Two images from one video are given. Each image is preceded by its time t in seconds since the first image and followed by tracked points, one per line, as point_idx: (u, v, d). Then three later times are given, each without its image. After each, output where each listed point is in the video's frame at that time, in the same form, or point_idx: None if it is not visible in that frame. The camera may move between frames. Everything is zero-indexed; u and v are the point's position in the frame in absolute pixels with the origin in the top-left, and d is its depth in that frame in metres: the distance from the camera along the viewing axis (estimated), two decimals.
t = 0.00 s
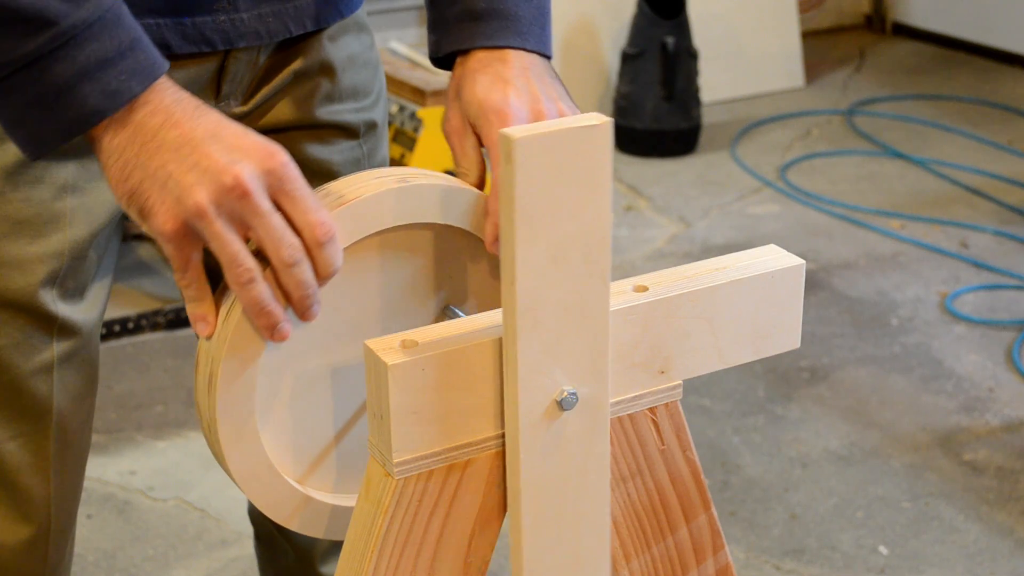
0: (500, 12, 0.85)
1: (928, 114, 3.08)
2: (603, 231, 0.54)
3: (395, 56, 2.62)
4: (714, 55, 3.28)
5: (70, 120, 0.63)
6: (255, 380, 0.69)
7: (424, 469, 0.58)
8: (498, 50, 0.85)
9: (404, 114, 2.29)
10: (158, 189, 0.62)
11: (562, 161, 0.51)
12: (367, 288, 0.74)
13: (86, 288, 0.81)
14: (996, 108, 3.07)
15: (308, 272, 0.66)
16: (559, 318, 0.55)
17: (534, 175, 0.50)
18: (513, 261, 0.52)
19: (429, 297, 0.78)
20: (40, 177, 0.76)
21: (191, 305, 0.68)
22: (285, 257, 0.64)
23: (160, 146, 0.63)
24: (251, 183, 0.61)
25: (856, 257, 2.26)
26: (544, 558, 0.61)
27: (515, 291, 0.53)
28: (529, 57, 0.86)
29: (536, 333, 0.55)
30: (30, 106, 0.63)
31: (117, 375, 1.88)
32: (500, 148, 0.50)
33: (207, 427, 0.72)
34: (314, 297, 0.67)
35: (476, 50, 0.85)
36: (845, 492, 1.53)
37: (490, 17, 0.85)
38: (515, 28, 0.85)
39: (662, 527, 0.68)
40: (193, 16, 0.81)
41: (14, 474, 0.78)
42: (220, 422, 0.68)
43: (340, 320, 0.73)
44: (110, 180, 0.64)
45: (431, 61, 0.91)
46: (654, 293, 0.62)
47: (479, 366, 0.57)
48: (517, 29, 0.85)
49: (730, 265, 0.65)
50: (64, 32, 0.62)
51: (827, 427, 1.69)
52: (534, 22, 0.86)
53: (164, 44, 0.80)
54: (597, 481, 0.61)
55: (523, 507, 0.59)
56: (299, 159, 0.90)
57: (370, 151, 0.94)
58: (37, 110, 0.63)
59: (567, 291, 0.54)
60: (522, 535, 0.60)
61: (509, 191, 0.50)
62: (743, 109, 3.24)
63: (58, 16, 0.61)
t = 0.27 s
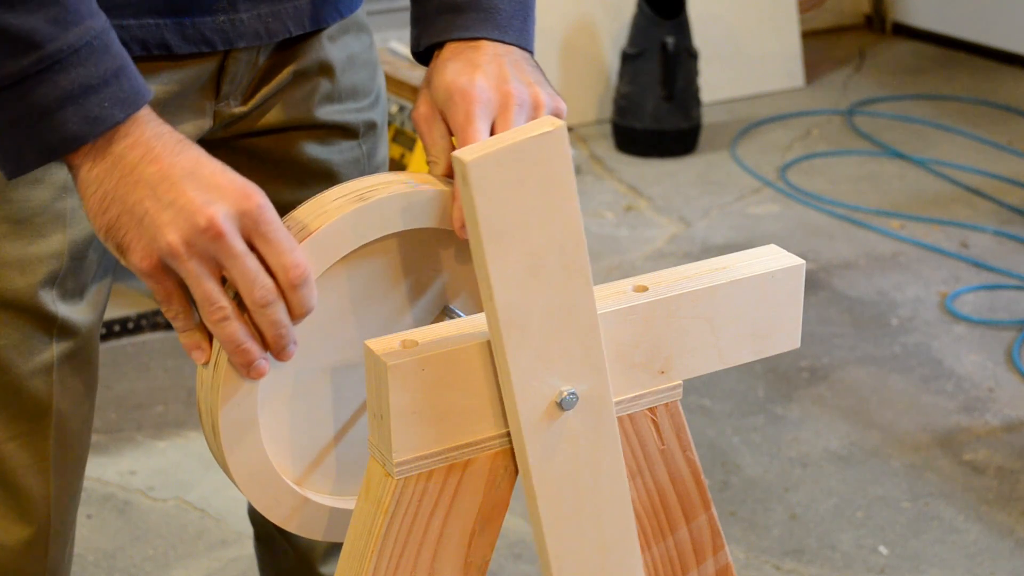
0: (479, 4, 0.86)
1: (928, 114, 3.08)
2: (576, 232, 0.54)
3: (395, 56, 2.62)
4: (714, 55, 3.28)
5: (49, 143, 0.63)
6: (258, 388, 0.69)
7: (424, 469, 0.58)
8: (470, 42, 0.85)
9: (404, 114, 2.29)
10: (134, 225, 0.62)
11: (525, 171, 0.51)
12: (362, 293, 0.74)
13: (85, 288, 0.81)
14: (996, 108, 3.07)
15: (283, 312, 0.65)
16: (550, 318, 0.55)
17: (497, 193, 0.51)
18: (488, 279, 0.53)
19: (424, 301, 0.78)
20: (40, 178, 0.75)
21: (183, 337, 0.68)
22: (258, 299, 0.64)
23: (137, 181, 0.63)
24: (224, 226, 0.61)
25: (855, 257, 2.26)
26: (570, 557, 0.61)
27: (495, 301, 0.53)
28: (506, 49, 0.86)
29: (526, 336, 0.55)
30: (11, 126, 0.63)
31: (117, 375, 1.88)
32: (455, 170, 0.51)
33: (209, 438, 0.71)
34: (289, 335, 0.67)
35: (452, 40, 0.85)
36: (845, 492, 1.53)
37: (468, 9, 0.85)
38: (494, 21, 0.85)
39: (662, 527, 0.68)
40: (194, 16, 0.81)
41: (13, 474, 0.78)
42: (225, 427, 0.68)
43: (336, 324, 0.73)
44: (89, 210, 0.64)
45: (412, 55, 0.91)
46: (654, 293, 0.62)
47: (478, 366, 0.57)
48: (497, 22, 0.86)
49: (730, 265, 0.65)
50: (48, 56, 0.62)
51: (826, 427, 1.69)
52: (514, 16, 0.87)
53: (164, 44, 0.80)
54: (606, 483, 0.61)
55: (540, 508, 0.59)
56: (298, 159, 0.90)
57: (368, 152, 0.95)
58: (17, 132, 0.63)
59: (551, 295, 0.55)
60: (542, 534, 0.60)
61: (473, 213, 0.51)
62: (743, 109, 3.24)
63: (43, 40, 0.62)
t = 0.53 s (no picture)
0: (477, 7, 0.85)
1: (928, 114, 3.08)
2: (577, 232, 0.54)
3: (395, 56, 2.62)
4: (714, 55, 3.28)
5: (49, 139, 0.63)
6: (256, 383, 0.69)
7: (424, 469, 0.58)
8: (468, 43, 0.85)
9: (403, 114, 2.29)
10: (136, 219, 0.62)
11: (524, 172, 0.51)
12: (361, 290, 0.74)
13: (86, 288, 0.81)
14: (997, 108, 3.07)
15: (282, 309, 0.65)
16: (549, 318, 0.55)
17: (497, 192, 0.51)
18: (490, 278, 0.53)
19: (423, 299, 0.78)
20: (40, 177, 0.76)
21: (184, 332, 0.68)
22: (258, 295, 0.63)
23: (139, 176, 0.62)
24: (228, 221, 0.61)
25: (855, 257, 2.26)
26: (566, 555, 0.61)
27: (496, 300, 0.53)
28: (505, 52, 0.86)
29: (525, 337, 0.55)
30: (10, 122, 0.63)
31: (117, 375, 1.88)
32: (457, 169, 0.51)
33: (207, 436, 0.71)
34: (287, 333, 0.66)
35: (449, 42, 0.85)
36: (845, 492, 1.53)
37: (467, 11, 0.85)
38: (492, 24, 0.85)
39: (662, 527, 0.68)
40: (194, 16, 0.80)
41: (14, 474, 0.78)
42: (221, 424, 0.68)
43: (336, 322, 0.73)
44: (91, 205, 0.64)
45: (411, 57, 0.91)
46: (653, 293, 0.62)
47: (478, 366, 0.57)
48: (495, 24, 0.85)
49: (729, 266, 0.65)
50: (48, 51, 0.62)
51: (826, 427, 1.69)
52: (513, 20, 0.87)
53: (164, 44, 0.80)
54: (605, 482, 0.61)
55: (540, 507, 0.59)
56: (299, 160, 0.90)
57: (369, 151, 0.95)
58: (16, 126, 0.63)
59: (554, 292, 0.55)
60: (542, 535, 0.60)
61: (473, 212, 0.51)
62: (743, 109, 3.24)
63: (42, 35, 0.62)
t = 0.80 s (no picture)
0: (480, 8, 0.85)
1: (928, 114, 3.08)
2: (604, 232, 0.54)
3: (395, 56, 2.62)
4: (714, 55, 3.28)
5: (82, 105, 0.60)
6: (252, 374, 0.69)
7: (424, 469, 0.58)
8: (470, 44, 0.85)
9: (403, 115, 2.29)
10: (167, 166, 0.57)
11: (563, 163, 0.50)
12: (362, 286, 0.74)
13: (86, 289, 0.81)
14: (996, 108, 3.07)
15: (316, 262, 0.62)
16: (557, 317, 0.55)
17: (538, 176, 0.50)
18: (516, 261, 0.52)
19: (423, 298, 0.78)
20: (40, 179, 0.76)
21: (194, 292, 0.62)
22: (296, 248, 0.60)
23: (168, 122, 0.58)
24: (268, 168, 0.57)
25: (855, 257, 2.26)
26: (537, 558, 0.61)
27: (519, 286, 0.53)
28: (506, 53, 0.86)
29: (536, 334, 0.55)
30: (41, 92, 0.60)
31: (117, 375, 1.88)
32: (502, 147, 0.49)
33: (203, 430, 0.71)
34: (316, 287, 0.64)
35: (450, 44, 0.85)
36: (845, 492, 1.53)
37: (470, 11, 0.85)
38: (495, 25, 0.85)
39: (662, 527, 0.68)
40: (195, 17, 0.81)
41: (14, 474, 0.78)
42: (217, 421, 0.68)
43: (337, 318, 0.73)
44: (120, 159, 0.60)
45: (414, 59, 0.91)
46: (653, 292, 0.62)
47: (480, 365, 0.57)
48: (497, 25, 0.86)
49: (730, 265, 0.65)
50: (69, 15, 0.59)
51: (826, 427, 1.69)
52: (515, 20, 0.87)
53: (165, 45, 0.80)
54: (593, 483, 0.61)
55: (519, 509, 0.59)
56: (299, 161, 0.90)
57: (370, 151, 0.94)
58: (47, 96, 0.61)
59: (567, 290, 0.54)
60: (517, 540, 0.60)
61: (512, 193, 0.50)
62: (742, 109, 3.24)
63: None
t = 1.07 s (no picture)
0: (483, 9, 0.85)
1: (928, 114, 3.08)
2: (631, 234, 0.54)
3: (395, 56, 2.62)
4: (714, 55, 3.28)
5: (117, 77, 0.63)
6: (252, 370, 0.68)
7: (423, 469, 0.58)
8: (474, 45, 0.85)
9: (403, 115, 2.29)
10: (206, 129, 0.62)
11: (600, 158, 0.50)
12: (364, 285, 0.74)
13: (86, 289, 0.81)
14: (997, 108, 3.07)
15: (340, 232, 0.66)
16: (567, 316, 0.55)
17: (576, 165, 0.50)
18: (544, 250, 0.52)
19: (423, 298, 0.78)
20: (41, 179, 0.76)
21: (219, 254, 0.66)
22: (324, 211, 0.64)
23: (207, 91, 0.63)
24: (302, 130, 0.62)
25: (855, 257, 2.26)
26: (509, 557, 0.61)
27: (540, 278, 0.52)
28: (510, 54, 0.85)
29: (544, 333, 0.54)
30: (74, 68, 0.63)
31: (116, 375, 1.88)
32: (546, 134, 0.49)
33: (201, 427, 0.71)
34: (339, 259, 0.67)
35: (455, 45, 0.85)
36: (845, 492, 1.53)
37: (473, 13, 0.85)
38: (499, 27, 0.85)
39: (662, 527, 0.68)
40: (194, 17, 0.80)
41: (14, 475, 0.78)
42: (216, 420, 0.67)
43: (338, 316, 0.73)
44: (155, 128, 0.64)
45: (418, 61, 0.91)
46: (653, 292, 0.62)
47: (481, 364, 0.57)
48: (500, 27, 0.85)
49: (730, 265, 0.65)
50: None
51: (826, 427, 1.69)
52: (519, 22, 0.87)
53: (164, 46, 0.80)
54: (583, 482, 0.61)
55: (502, 510, 0.59)
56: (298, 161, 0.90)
57: (371, 151, 0.95)
58: (81, 70, 0.63)
59: (586, 287, 0.54)
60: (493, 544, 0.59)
61: (551, 182, 0.50)
62: (742, 109, 3.24)
63: None
